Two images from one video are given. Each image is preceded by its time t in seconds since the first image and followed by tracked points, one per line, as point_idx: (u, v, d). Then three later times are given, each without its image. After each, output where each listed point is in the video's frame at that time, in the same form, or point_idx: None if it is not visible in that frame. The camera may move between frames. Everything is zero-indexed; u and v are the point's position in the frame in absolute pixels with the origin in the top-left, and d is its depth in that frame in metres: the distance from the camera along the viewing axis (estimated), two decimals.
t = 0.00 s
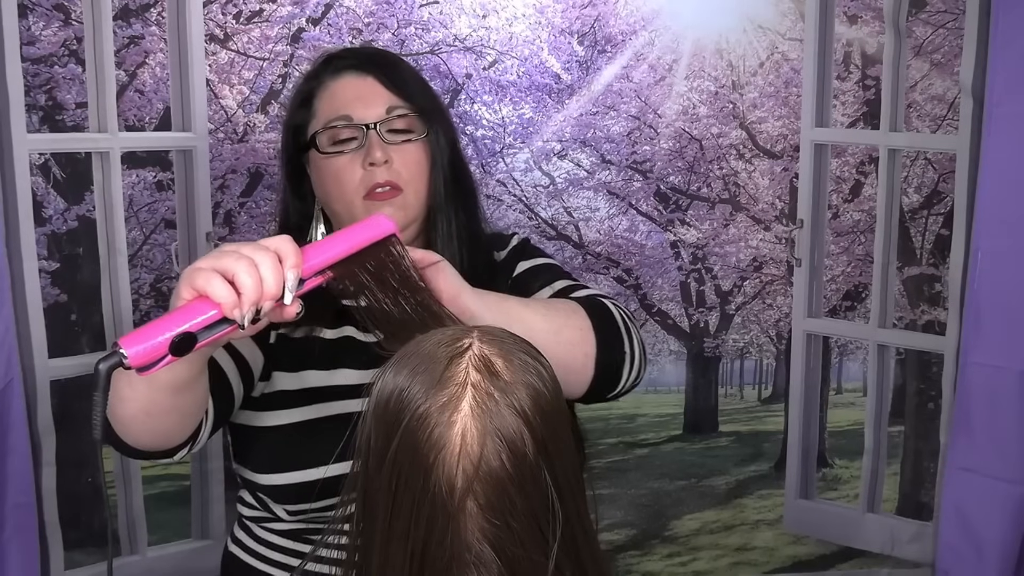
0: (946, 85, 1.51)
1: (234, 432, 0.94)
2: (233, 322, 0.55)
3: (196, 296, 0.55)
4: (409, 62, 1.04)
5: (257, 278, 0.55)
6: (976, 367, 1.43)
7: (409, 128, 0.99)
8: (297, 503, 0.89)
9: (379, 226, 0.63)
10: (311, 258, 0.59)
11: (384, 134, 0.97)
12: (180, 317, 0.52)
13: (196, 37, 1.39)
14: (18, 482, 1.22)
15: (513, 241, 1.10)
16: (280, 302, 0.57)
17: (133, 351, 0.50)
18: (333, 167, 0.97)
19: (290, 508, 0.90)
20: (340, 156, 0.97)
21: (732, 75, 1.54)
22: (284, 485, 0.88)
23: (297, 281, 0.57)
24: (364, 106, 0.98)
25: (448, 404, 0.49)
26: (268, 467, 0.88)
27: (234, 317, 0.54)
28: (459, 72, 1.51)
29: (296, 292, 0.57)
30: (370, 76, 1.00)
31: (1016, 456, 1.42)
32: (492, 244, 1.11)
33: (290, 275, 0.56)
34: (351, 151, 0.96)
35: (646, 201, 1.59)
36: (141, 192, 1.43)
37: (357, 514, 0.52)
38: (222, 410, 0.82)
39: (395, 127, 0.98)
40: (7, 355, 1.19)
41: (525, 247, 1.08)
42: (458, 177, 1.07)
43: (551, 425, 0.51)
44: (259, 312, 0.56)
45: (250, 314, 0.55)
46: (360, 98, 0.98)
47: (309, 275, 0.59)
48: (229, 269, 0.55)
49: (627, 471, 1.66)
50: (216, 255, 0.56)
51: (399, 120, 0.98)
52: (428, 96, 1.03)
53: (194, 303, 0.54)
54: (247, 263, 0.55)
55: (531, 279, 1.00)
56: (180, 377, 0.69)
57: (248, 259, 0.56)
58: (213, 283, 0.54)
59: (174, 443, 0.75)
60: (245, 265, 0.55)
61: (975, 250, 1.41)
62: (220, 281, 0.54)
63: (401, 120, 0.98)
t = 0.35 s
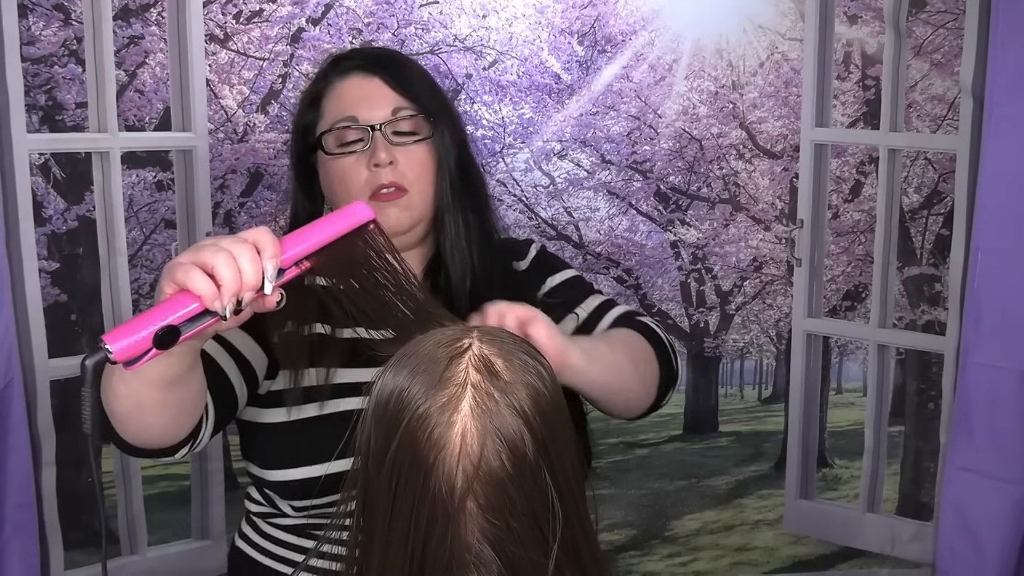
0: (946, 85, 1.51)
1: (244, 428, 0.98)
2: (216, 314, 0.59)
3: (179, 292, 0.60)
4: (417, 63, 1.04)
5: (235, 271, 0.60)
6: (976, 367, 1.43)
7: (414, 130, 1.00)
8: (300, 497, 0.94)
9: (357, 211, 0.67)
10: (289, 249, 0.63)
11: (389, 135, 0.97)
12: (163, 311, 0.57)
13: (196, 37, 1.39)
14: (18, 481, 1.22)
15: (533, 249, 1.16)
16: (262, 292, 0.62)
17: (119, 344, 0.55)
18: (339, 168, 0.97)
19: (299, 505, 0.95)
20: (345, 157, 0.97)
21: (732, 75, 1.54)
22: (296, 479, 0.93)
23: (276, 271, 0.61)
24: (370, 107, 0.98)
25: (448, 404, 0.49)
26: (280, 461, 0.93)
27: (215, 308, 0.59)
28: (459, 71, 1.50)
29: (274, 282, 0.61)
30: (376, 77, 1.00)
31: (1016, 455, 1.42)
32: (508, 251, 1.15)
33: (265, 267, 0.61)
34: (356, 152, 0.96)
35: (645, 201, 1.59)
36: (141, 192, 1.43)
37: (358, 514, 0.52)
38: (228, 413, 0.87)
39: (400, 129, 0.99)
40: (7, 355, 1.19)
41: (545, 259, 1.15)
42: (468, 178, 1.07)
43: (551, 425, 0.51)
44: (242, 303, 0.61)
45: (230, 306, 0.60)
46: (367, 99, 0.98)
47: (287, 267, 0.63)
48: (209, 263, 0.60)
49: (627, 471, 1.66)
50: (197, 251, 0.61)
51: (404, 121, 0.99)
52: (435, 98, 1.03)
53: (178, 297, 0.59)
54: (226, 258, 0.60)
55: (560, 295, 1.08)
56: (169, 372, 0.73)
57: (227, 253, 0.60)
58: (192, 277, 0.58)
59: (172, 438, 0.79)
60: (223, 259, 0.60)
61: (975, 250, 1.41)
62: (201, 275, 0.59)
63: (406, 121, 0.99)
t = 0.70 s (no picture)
0: (946, 85, 1.51)
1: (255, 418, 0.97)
2: (199, 316, 0.60)
3: (162, 296, 0.60)
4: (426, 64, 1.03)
5: (216, 273, 0.60)
6: (976, 367, 1.43)
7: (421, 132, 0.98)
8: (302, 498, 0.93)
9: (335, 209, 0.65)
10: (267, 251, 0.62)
11: (394, 137, 0.96)
12: (148, 316, 0.57)
13: (196, 37, 1.39)
14: (18, 481, 1.22)
15: (550, 265, 1.18)
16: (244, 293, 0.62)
17: (105, 352, 0.55)
18: (345, 171, 0.96)
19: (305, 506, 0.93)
20: (351, 159, 0.95)
21: (732, 75, 1.54)
22: (300, 481, 0.90)
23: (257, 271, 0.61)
24: (377, 109, 0.97)
25: (448, 404, 0.49)
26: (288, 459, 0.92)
27: (197, 310, 0.59)
28: (459, 71, 1.50)
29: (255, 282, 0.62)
30: (384, 79, 0.99)
31: (1016, 455, 1.42)
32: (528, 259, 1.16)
33: (245, 267, 0.61)
34: (362, 154, 0.95)
35: (645, 201, 1.59)
36: (141, 192, 1.43)
37: (357, 515, 0.52)
38: (227, 415, 0.87)
39: (407, 131, 0.97)
40: (7, 354, 1.19)
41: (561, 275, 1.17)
42: (481, 179, 1.06)
43: (551, 425, 0.51)
44: (224, 304, 0.61)
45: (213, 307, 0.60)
46: (373, 101, 0.97)
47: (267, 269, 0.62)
48: (190, 268, 0.60)
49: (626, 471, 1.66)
50: (177, 256, 0.61)
51: (410, 123, 0.97)
52: (444, 100, 1.02)
53: (161, 301, 0.59)
54: (207, 261, 0.60)
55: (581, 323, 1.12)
56: (165, 373, 0.73)
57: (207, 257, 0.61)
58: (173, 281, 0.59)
59: (172, 441, 0.79)
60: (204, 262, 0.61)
61: (975, 251, 1.41)
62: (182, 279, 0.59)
63: (412, 123, 0.97)
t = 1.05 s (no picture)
0: (946, 85, 1.50)
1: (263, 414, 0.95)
2: (186, 313, 0.61)
3: (150, 295, 0.62)
4: (438, 65, 0.99)
5: (202, 272, 0.61)
6: (976, 367, 1.43)
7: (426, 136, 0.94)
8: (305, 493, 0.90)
9: (320, 206, 0.66)
10: (252, 250, 0.63)
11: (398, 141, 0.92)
12: (134, 312, 0.59)
13: (196, 37, 1.39)
14: (18, 481, 1.22)
15: (564, 271, 1.12)
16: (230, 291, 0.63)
17: (93, 346, 0.56)
18: (350, 175, 0.92)
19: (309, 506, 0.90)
20: (355, 161, 0.92)
21: (732, 75, 1.54)
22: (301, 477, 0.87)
23: (242, 270, 0.63)
24: (381, 112, 0.93)
25: (448, 404, 0.49)
26: (292, 456, 0.88)
27: (184, 307, 0.60)
28: (459, 72, 1.50)
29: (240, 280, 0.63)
30: (390, 80, 0.96)
31: (1016, 455, 1.42)
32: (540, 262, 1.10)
33: (230, 266, 0.62)
34: (366, 157, 0.91)
35: (646, 201, 1.59)
36: (141, 193, 1.43)
37: (357, 515, 0.52)
38: (235, 416, 0.87)
39: (411, 134, 0.93)
40: (7, 354, 1.19)
41: (572, 284, 1.10)
42: (492, 180, 1.01)
43: (551, 425, 0.51)
44: (211, 302, 0.63)
45: (199, 305, 0.61)
46: (378, 103, 0.94)
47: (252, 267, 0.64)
48: (178, 267, 0.62)
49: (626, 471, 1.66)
50: (165, 257, 0.63)
51: (414, 127, 0.94)
52: (454, 102, 0.98)
53: (149, 300, 0.61)
54: (194, 261, 0.62)
55: (589, 335, 1.06)
56: (163, 366, 0.75)
57: (194, 257, 0.62)
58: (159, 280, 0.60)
59: (176, 435, 0.80)
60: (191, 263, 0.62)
61: (975, 251, 1.41)
62: (169, 277, 0.61)
63: (417, 127, 0.94)
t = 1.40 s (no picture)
0: (946, 84, 1.50)
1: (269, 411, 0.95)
2: (179, 311, 0.62)
3: (144, 294, 0.63)
4: (446, 65, 0.98)
5: (194, 271, 0.63)
6: (976, 367, 1.43)
7: (432, 136, 0.93)
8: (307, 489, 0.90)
9: (309, 206, 0.68)
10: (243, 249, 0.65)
11: (404, 141, 0.92)
12: (129, 311, 0.60)
13: (196, 37, 1.39)
14: (18, 481, 1.22)
15: (575, 272, 1.08)
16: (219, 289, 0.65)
17: (91, 343, 0.57)
18: (357, 175, 0.92)
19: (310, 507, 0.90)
20: (361, 160, 0.92)
21: (732, 75, 1.54)
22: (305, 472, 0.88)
23: (232, 268, 0.64)
24: (387, 112, 0.93)
25: (448, 404, 0.49)
26: (297, 455, 0.89)
27: (178, 305, 0.62)
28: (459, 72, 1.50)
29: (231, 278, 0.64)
30: (396, 80, 0.95)
31: (1017, 455, 1.41)
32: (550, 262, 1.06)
33: (221, 264, 0.64)
34: (372, 158, 0.91)
35: (646, 201, 1.59)
36: (141, 193, 1.43)
37: (357, 515, 0.52)
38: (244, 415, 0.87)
39: (417, 134, 0.92)
40: (7, 354, 1.19)
41: (584, 286, 1.06)
42: (499, 180, 0.99)
43: (551, 425, 0.51)
44: (202, 300, 0.64)
45: (192, 303, 0.63)
46: (383, 103, 0.93)
47: (242, 266, 0.65)
48: (170, 266, 0.63)
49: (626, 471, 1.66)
50: (157, 257, 0.64)
51: (420, 126, 0.93)
52: (460, 101, 0.96)
53: (143, 299, 0.62)
54: (186, 260, 0.63)
55: (599, 338, 1.03)
56: (165, 363, 0.76)
57: (186, 257, 0.64)
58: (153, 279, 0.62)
59: (184, 429, 0.81)
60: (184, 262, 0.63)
61: (975, 250, 1.41)
62: (162, 276, 0.62)
63: (423, 127, 0.93)
